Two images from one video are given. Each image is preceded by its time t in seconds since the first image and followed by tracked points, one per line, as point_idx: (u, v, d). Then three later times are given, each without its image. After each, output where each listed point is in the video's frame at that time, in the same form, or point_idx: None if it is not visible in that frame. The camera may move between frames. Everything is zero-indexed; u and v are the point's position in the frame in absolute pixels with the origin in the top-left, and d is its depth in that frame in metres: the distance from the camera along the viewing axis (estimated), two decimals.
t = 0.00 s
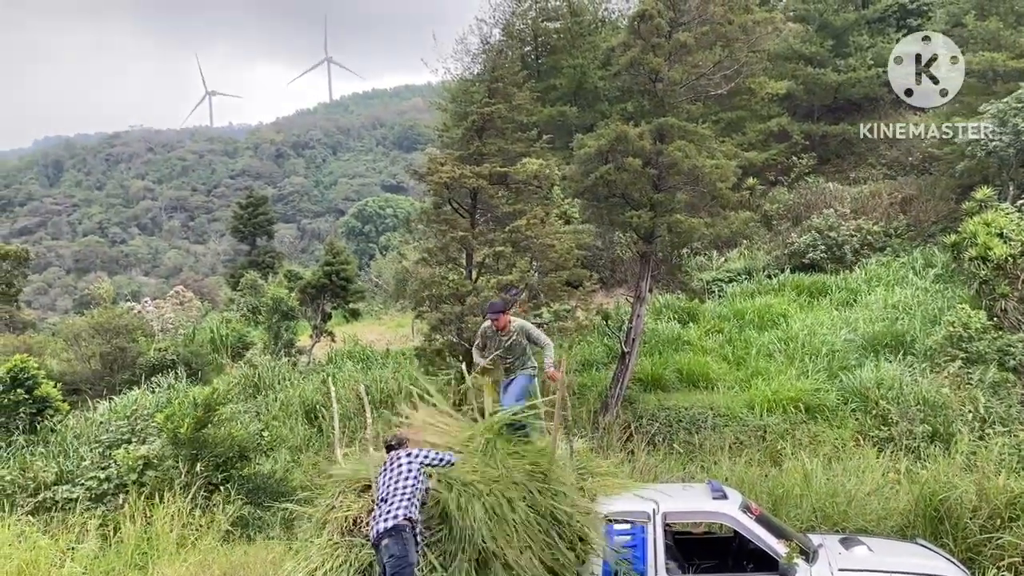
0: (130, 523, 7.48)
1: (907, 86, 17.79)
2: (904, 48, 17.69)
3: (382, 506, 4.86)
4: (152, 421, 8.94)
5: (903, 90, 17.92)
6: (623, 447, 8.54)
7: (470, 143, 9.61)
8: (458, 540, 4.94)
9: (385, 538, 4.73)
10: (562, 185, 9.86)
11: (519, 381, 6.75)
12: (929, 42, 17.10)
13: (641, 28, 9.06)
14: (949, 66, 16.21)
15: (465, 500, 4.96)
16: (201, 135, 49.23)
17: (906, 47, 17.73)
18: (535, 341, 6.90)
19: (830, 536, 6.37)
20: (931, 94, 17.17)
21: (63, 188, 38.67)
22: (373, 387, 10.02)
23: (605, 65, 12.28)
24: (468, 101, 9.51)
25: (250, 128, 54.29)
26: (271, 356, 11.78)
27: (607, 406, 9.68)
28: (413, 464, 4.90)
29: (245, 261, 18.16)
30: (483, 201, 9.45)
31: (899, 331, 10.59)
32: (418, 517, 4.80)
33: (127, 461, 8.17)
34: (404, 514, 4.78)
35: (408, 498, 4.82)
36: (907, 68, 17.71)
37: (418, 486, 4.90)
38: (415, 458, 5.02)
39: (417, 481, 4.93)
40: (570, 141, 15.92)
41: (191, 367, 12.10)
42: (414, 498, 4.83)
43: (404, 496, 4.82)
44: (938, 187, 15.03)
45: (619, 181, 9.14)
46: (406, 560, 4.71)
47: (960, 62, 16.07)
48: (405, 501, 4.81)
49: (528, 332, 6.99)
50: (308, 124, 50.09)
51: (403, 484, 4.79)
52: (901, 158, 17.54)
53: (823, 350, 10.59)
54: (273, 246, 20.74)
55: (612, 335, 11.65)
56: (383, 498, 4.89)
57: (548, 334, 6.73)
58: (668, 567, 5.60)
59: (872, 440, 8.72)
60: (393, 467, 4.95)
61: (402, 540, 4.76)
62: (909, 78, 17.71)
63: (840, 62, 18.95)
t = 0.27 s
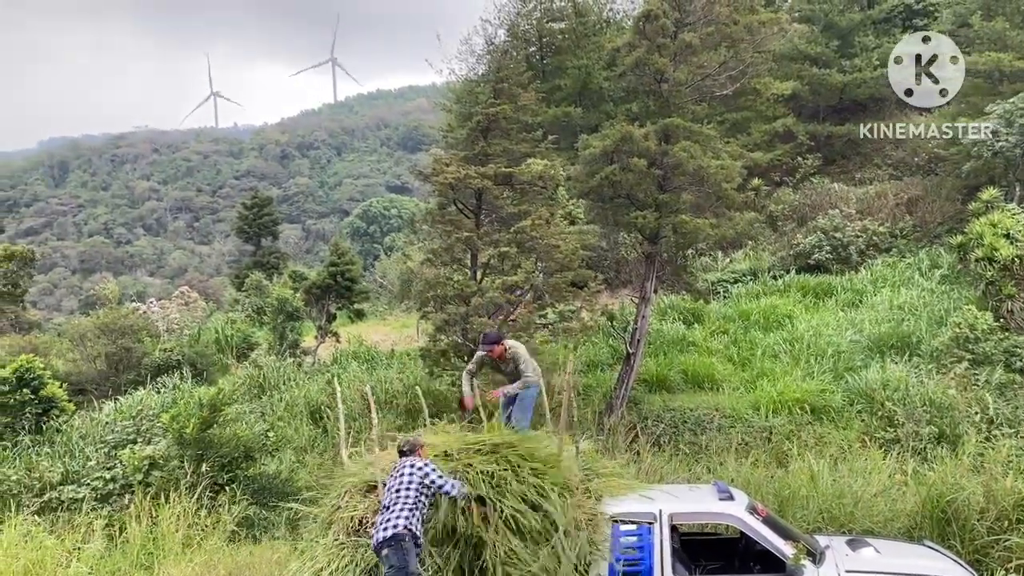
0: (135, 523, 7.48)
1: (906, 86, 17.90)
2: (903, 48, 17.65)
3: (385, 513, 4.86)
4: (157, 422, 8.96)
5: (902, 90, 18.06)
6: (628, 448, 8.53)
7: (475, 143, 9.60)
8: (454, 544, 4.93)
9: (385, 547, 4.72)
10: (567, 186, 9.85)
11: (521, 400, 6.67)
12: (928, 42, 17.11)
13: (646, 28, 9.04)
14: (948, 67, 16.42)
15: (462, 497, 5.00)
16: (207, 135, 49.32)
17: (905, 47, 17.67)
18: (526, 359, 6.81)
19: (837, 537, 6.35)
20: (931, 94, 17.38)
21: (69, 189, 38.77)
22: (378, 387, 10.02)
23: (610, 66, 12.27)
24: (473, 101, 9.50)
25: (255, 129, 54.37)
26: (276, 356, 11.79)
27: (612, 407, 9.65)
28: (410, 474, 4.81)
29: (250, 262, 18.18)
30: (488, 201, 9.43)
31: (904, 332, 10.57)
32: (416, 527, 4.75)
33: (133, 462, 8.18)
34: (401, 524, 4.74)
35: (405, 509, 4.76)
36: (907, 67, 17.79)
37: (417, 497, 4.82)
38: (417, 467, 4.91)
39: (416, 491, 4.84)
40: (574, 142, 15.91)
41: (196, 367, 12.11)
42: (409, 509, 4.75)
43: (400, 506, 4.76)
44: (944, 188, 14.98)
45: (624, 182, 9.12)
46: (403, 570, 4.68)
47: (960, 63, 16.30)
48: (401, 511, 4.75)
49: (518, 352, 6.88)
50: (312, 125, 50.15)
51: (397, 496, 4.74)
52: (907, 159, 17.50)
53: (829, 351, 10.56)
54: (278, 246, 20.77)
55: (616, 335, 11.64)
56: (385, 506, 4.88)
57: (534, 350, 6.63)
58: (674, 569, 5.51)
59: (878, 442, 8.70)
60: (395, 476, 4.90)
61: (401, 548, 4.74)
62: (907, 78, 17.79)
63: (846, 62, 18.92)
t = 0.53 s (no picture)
0: (144, 523, 7.48)
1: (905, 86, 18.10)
2: (903, 48, 17.82)
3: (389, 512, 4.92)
4: (165, 422, 8.99)
5: (902, 90, 18.24)
6: (635, 449, 8.52)
7: (482, 144, 9.60)
8: (454, 548, 5.09)
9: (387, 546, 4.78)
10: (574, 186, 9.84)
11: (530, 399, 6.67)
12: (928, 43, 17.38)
13: (654, 28, 9.03)
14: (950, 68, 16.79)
15: (462, 502, 5.15)
16: (214, 136, 49.45)
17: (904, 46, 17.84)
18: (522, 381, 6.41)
19: (846, 539, 6.33)
20: (931, 94, 17.68)
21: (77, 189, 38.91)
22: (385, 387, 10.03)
23: (617, 66, 12.27)
24: (480, 102, 9.50)
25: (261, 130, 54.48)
26: (283, 356, 11.82)
27: (619, 408, 9.64)
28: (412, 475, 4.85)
29: (257, 262, 18.20)
30: (495, 202, 9.43)
31: (912, 333, 10.54)
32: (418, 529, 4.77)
33: (141, 461, 8.20)
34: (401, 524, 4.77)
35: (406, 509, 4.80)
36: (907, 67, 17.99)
37: (419, 502, 4.84)
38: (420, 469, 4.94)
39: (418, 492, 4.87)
40: (581, 142, 15.92)
41: (204, 367, 12.14)
42: (410, 510, 4.78)
43: (401, 506, 4.80)
44: (952, 189, 14.93)
45: (631, 182, 9.11)
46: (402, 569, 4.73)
47: (961, 64, 16.68)
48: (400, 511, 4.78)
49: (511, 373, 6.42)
50: (319, 125, 50.20)
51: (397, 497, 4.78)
52: (915, 159, 17.44)
53: (836, 352, 10.54)
54: (285, 246, 20.80)
55: (623, 336, 11.63)
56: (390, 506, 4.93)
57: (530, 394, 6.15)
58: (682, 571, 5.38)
59: (886, 443, 8.67)
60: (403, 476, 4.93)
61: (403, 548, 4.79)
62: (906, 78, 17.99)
63: (854, 62, 18.89)
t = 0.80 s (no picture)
0: (155, 521, 7.50)
1: (905, 86, 18.42)
2: (903, 48, 18.13)
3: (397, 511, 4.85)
4: (176, 421, 9.03)
5: (901, 91, 18.53)
6: (645, 450, 8.50)
7: (492, 144, 9.60)
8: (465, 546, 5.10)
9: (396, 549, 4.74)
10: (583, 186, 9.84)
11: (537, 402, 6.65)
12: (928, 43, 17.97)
13: (664, 28, 9.03)
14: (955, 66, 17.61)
15: (473, 503, 5.19)
16: (225, 137, 49.70)
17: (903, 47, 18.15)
18: (530, 389, 6.31)
19: (857, 541, 6.30)
20: (930, 94, 18.36)
21: (89, 190, 39.17)
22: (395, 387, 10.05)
23: (628, 67, 12.27)
24: (490, 102, 9.52)
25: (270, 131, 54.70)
26: (293, 356, 11.88)
27: (628, 409, 9.63)
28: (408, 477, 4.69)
29: (267, 262, 18.28)
30: (505, 202, 9.43)
31: (924, 334, 10.49)
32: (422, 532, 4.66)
33: (153, 460, 8.24)
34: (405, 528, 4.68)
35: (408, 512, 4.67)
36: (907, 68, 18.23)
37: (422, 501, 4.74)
38: (418, 469, 4.76)
39: (418, 494, 4.71)
40: (591, 143, 15.93)
41: (215, 367, 12.18)
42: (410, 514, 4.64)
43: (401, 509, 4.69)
44: (963, 190, 14.86)
45: (641, 183, 9.11)
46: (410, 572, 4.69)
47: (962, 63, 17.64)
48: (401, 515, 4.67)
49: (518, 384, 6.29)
50: (329, 126, 50.37)
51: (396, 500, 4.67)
52: (926, 159, 17.37)
53: (847, 353, 10.50)
54: (296, 247, 20.87)
55: (633, 337, 11.63)
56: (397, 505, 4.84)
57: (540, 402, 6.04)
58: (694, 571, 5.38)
59: (897, 444, 8.63)
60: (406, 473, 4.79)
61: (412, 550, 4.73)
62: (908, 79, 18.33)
63: (865, 63, 18.87)
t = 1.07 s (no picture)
0: (171, 519, 7.54)
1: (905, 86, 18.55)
2: (903, 49, 18.19)
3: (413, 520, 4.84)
4: (191, 420, 9.09)
5: (902, 90, 18.66)
6: (659, 450, 8.49)
7: (505, 144, 9.61)
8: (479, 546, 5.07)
9: (419, 557, 4.72)
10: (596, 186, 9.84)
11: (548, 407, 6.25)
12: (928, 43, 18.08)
13: (678, 28, 9.02)
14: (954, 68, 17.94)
15: (488, 503, 5.16)
16: (238, 137, 49.98)
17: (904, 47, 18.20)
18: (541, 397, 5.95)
19: (873, 542, 6.26)
20: (930, 94, 18.62)
21: (104, 189, 39.47)
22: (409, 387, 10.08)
23: (641, 67, 12.27)
24: (503, 102, 9.53)
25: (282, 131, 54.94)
26: (307, 355, 11.94)
27: (641, 410, 9.62)
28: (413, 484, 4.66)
29: (281, 262, 18.37)
30: (518, 202, 9.44)
31: (939, 335, 10.42)
32: (439, 533, 4.64)
33: (169, 458, 8.29)
34: (422, 535, 4.67)
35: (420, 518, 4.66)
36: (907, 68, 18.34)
37: (429, 504, 4.69)
38: (421, 473, 4.73)
39: (424, 497, 4.67)
40: (603, 143, 15.93)
41: (229, 366, 12.24)
42: (422, 519, 4.63)
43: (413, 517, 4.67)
44: (979, 190, 14.76)
45: (654, 183, 9.09)
46: None
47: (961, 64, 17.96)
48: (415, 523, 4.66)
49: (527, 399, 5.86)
50: (341, 127, 50.57)
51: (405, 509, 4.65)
52: (941, 159, 17.26)
53: (861, 354, 10.45)
54: (310, 247, 20.97)
55: (646, 337, 11.61)
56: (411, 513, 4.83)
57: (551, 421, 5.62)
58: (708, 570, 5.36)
59: (913, 446, 8.58)
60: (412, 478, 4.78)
61: (435, 555, 4.71)
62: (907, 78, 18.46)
63: (880, 63, 18.81)
